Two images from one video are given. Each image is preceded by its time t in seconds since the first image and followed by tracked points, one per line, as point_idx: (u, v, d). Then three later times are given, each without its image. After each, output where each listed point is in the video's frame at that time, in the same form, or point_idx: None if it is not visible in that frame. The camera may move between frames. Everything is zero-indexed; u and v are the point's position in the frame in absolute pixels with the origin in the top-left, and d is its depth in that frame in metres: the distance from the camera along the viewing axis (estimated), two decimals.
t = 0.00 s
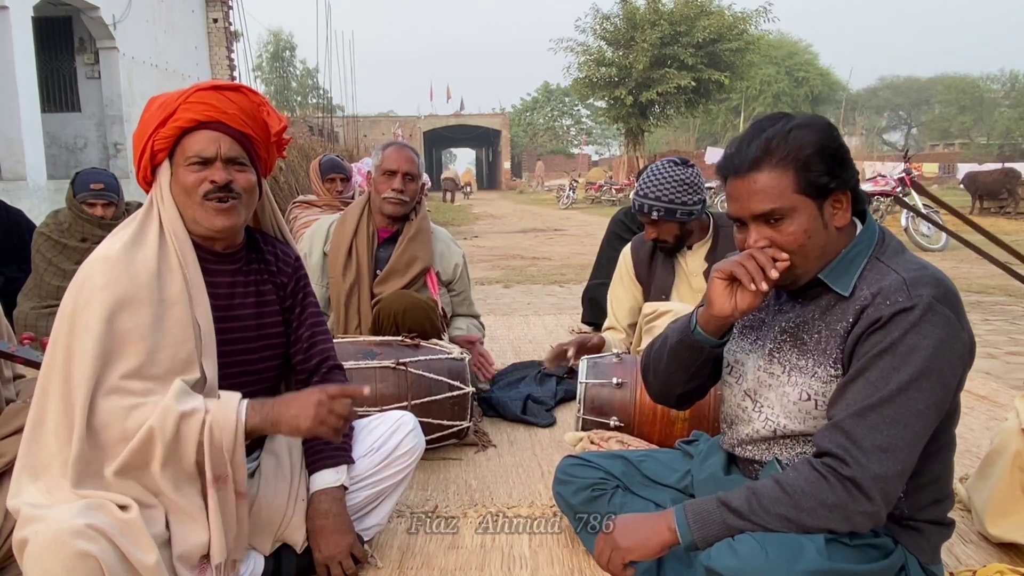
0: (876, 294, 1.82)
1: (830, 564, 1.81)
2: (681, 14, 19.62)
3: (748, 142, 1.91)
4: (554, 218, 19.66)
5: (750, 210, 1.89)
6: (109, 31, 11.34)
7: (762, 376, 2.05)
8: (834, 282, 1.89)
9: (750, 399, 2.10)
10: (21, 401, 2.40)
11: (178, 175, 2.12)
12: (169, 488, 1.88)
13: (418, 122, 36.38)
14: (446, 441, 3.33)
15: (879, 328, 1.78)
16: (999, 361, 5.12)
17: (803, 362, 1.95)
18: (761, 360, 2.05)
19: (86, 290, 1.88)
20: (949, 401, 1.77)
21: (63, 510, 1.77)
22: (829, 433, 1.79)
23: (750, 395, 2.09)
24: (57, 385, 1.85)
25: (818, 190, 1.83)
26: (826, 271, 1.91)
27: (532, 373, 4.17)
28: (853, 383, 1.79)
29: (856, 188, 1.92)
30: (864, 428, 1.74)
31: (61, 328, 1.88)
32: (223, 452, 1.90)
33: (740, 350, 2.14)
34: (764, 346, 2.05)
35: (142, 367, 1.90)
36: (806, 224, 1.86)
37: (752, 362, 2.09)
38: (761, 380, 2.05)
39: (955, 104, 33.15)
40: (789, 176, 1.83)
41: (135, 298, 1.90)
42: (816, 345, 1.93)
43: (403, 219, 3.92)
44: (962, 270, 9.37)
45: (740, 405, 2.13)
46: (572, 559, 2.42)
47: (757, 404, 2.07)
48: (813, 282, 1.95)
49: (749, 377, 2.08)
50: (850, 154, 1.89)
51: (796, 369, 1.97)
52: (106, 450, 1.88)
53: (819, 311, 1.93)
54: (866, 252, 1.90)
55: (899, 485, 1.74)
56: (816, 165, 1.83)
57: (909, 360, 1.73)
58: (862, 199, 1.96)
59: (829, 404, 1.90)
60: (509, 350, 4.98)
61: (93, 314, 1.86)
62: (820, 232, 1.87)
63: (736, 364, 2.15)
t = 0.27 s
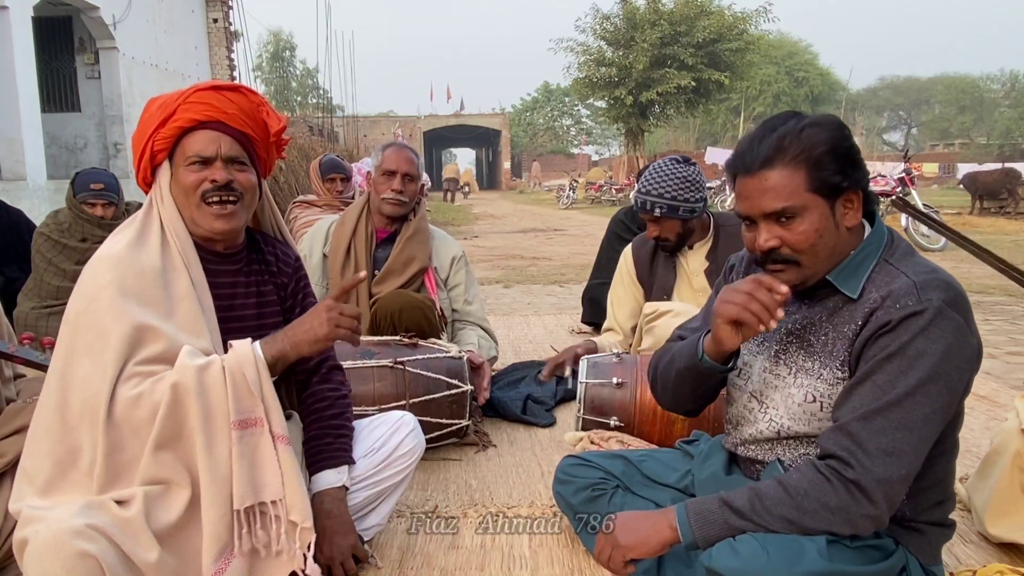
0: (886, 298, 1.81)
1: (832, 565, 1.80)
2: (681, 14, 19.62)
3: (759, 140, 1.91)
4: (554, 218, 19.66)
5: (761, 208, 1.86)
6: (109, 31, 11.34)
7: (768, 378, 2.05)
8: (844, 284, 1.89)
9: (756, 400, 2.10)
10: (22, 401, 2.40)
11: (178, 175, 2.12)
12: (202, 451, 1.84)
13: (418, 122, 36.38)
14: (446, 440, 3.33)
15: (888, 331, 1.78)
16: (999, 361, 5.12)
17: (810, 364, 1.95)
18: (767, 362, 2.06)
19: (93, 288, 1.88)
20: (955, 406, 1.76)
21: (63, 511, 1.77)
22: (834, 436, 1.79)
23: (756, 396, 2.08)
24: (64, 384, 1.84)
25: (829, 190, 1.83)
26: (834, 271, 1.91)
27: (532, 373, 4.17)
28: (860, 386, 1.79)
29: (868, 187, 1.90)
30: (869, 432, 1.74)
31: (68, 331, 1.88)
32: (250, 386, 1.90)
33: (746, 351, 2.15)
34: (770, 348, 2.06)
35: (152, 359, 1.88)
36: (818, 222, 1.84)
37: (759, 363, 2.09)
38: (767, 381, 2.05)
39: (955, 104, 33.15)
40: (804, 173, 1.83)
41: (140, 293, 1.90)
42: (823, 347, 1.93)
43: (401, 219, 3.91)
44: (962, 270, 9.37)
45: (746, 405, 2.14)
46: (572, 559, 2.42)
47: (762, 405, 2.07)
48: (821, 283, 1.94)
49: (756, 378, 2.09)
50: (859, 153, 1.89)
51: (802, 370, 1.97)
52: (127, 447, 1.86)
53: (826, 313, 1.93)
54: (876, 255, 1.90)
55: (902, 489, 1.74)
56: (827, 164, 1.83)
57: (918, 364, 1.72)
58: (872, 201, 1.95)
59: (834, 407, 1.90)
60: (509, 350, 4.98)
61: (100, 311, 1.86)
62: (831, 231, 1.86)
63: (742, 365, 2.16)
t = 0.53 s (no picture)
0: (887, 300, 1.81)
1: (832, 566, 1.79)
2: (681, 14, 19.61)
3: (772, 133, 1.91)
4: (554, 218, 19.65)
5: (772, 202, 1.86)
6: (109, 31, 11.34)
7: (772, 383, 2.05)
8: (843, 288, 1.88)
9: (761, 405, 2.10)
10: (22, 401, 2.40)
11: (179, 175, 2.12)
12: (214, 429, 1.83)
13: (418, 122, 36.38)
14: (446, 440, 3.33)
15: (889, 334, 1.77)
16: (999, 361, 5.12)
17: (811, 367, 1.95)
18: (769, 367, 2.05)
19: (96, 283, 1.88)
20: (956, 408, 1.77)
21: (62, 512, 1.77)
22: (835, 439, 1.79)
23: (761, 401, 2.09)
24: (68, 378, 1.83)
25: (840, 185, 1.84)
26: (834, 276, 1.90)
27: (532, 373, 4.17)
28: (861, 389, 1.79)
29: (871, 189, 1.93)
30: (871, 435, 1.74)
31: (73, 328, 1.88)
32: (260, 367, 1.88)
33: (748, 356, 2.15)
34: (771, 352, 2.05)
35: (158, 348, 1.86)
36: (828, 218, 1.85)
37: (761, 367, 2.09)
38: (771, 386, 2.05)
39: (955, 104, 33.15)
40: (815, 168, 1.84)
41: (143, 286, 1.90)
42: (824, 350, 1.92)
43: (404, 220, 3.91)
44: (962, 270, 9.37)
45: (750, 409, 2.14)
46: (572, 559, 2.42)
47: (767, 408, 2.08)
48: (822, 287, 1.93)
49: (759, 382, 2.09)
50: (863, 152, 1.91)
51: (804, 374, 1.97)
52: (141, 432, 1.83)
53: (826, 317, 1.92)
54: (875, 256, 1.90)
55: (903, 490, 1.74)
56: (838, 159, 1.85)
57: (918, 367, 1.73)
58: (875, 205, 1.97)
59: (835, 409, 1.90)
60: (509, 350, 4.99)
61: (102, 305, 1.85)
62: (842, 227, 1.87)
63: (746, 370, 2.16)
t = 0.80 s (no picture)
0: (860, 293, 1.81)
1: (832, 564, 1.79)
2: (681, 14, 19.61)
3: (754, 129, 1.92)
4: (554, 218, 19.65)
5: (756, 198, 1.87)
6: (108, 31, 11.34)
7: (758, 383, 2.05)
8: (819, 285, 1.89)
9: (751, 406, 2.10)
10: (22, 401, 2.40)
11: (179, 175, 2.11)
12: (216, 428, 1.83)
13: (418, 122, 36.38)
14: (446, 440, 3.33)
15: (865, 327, 1.78)
16: (999, 361, 5.12)
17: (794, 365, 1.95)
18: (755, 368, 2.05)
19: (96, 284, 1.88)
20: (941, 394, 1.77)
21: (61, 512, 1.77)
22: (825, 435, 1.80)
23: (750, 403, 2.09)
24: (69, 381, 1.82)
25: (817, 179, 1.86)
26: (811, 274, 1.90)
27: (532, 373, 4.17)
28: (845, 383, 1.79)
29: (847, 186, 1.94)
30: (860, 429, 1.74)
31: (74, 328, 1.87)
32: (260, 364, 1.88)
33: (736, 360, 2.15)
34: (756, 354, 2.05)
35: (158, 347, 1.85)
36: (809, 212, 1.86)
37: (749, 370, 2.09)
38: (758, 387, 2.05)
39: (955, 104, 33.15)
40: (793, 163, 1.86)
41: (144, 286, 1.89)
42: (804, 347, 1.92)
43: (405, 220, 3.91)
44: (962, 270, 9.37)
45: (742, 412, 2.14)
46: (572, 559, 2.42)
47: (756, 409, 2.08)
48: (798, 286, 1.94)
49: (747, 385, 2.09)
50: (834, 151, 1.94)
51: (788, 372, 1.97)
52: (144, 432, 1.83)
53: (805, 314, 1.92)
54: (849, 251, 1.90)
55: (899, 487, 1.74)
56: (814, 154, 1.87)
57: (897, 357, 1.73)
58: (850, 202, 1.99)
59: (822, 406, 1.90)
60: (509, 350, 4.98)
61: (103, 306, 1.85)
62: (822, 221, 1.89)
63: (736, 374, 2.16)
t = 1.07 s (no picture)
0: (824, 290, 1.84)
1: (832, 561, 1.79)
2: (681, 14, 19.61)
3: (711, 139, 1.95)
4: (554, 218, 19.65)
5: (724, 198, 1.89)
6: (108, 31, 11.34)
7: (736, 385, 2.05)
8: (787, 283, 1.90)
9: (731, 408, 2.10)
10: (22, 402, 2.40)
11: (181, 175, 2.12)
12: (216, 430, 1.83)
13: (418, 122, 36.38)
14: (446, 440, 3.33)
15: (833, 322, 1.80)
16: (999, 361, 5.12)
17: (768, 364, 1.96)
18: (732, 370, 2.05)
19: (97, 286, 1.88)
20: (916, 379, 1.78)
21: (60, 513, 1.78)
22: (814, 433, 1.80)
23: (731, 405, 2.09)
24: (69, 384, 1.82)
25: (782, 178, 1.89)
26: (778, 272, 1.92)
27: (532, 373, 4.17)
28: (823, 380, 1.80)
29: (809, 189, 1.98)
30: (846, 422, 1.75)
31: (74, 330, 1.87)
32: (259, 366, 1.88)
33: (714, 364, 2.15)
34: (732, 356, 2.06)
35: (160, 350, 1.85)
36: (775, 210, 1.89)
37: (725, 373, 2.09)
38: (737, 388, 2.06)
39: (955, 104, 33.14)
40: (757, 164, 1.88)
41: (144, 288, 1.90)
42: (777, 346, 1.94)
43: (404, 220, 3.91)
44: (962, 270, 9.37)
45: (724, 415, 2.14)
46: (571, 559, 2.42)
47: (737, 411, 2.08)
48: (767, 286, 1.95)
49: (726, 387, 2.09)
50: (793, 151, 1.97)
51: (763, 372, 1.98)
52: (145, 436, 1.83)
53: (775, 313, 1.94)
54: (814, 250, 1.92)
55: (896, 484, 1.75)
56: (777, 155, 1.90)
57: (870, 348, 1.74)
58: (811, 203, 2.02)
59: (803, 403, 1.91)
60: (509, 350, 4.99)
61: (104, 308, 1.85)
62: (788, 219, 1.91)
63: (715, 377, 2.16)
